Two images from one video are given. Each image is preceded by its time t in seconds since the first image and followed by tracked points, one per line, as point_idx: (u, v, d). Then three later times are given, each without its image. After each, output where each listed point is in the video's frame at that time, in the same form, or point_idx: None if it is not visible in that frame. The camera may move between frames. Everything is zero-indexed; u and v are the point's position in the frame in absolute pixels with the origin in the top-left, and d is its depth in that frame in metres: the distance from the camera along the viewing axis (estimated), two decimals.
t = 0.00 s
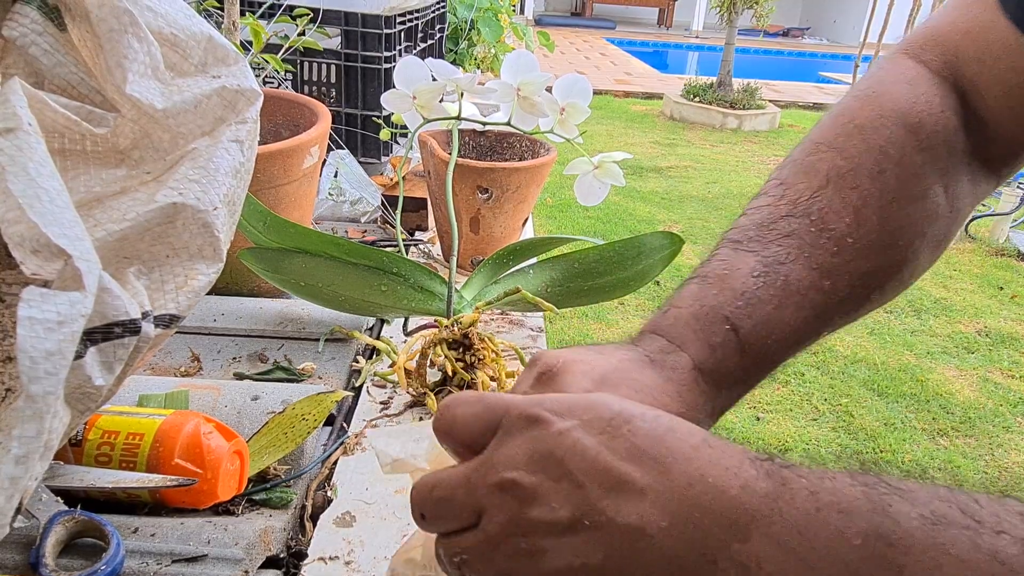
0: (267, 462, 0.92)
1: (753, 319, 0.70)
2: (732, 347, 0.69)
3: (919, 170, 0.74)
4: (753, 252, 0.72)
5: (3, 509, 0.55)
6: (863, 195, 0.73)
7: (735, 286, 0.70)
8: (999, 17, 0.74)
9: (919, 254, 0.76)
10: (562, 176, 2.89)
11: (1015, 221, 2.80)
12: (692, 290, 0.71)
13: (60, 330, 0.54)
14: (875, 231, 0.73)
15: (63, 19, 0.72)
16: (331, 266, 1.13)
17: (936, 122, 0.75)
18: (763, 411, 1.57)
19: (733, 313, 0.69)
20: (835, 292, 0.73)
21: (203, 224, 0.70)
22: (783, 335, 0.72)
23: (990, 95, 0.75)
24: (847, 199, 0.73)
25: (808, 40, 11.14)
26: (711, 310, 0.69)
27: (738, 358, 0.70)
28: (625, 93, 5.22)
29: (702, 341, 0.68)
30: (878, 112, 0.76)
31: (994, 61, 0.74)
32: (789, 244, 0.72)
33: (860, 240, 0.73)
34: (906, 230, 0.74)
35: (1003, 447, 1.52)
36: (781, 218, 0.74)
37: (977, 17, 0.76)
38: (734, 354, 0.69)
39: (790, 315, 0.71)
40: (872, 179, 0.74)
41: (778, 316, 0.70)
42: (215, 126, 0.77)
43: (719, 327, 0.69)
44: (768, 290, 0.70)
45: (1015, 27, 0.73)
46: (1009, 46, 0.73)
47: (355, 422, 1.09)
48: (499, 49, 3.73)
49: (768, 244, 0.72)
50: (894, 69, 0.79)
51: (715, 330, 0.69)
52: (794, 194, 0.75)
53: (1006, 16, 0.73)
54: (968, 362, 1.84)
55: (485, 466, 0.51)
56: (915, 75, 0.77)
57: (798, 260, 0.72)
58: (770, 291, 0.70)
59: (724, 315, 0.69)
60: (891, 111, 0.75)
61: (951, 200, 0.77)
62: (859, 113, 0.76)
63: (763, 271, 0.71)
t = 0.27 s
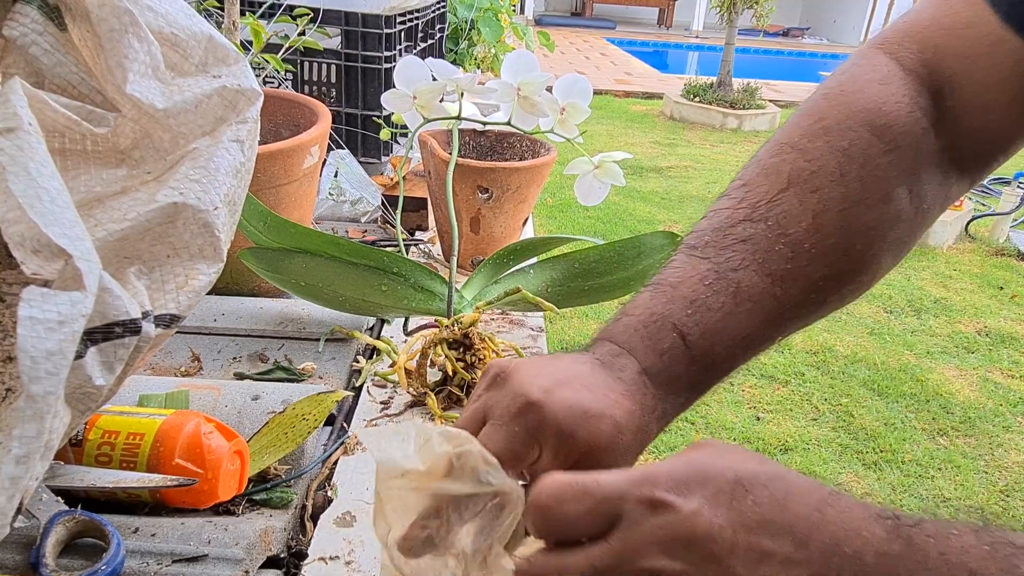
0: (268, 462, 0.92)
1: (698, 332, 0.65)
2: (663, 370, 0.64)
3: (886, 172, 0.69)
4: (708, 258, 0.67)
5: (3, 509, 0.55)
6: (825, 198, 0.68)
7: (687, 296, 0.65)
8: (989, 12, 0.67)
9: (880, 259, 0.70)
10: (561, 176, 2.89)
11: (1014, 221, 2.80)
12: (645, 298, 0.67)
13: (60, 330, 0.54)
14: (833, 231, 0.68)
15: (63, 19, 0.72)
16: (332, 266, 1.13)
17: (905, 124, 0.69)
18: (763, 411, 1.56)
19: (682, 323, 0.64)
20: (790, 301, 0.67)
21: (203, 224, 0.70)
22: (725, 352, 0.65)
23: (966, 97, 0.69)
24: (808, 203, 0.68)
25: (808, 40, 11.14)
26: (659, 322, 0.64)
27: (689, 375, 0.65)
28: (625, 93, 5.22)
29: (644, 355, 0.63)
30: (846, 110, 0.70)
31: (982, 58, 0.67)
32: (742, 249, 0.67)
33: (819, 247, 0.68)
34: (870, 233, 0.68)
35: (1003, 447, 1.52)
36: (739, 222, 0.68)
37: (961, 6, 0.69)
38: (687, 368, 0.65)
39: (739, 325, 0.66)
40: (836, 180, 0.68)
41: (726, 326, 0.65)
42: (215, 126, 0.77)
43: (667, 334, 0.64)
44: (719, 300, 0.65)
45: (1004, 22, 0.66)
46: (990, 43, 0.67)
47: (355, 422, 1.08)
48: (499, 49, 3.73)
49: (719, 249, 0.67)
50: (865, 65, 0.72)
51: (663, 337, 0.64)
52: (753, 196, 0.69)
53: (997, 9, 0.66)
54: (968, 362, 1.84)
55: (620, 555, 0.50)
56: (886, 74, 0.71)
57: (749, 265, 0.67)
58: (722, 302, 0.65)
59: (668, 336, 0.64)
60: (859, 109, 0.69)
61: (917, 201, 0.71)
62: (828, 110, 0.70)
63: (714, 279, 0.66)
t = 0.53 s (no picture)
0: (267, 462, 0.92)
1: (689, 330, 0.62)
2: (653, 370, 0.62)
3: (878, 171, 0.64)
4: (698, 256, 0.65)
5: (3, 510, 0.55)
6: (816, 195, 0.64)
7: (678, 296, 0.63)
8: (976, 12, 0.63)
9: (873, 261, 0.66)
10: (561, 176, 2.89)
11: (1014, 221, 2.80)
12: (634, 297, 0.65)
13: (59, 330, 0.54)
14: (823, 233, 0.64)
15: (62, 19, 0.72)
16: (331, 266, 1.13)
17: (898, 122, 0.65)
18: (763, 411, 1.56)
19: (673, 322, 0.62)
20: (784, 302, 0.64)
21: (203, 224, 0.70)
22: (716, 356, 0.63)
23: (960, 98, 0.64)
24: (801, 201, 0.64)
25: (807, 40, 11.14)
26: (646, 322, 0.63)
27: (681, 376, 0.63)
28: (625, 93, 5.22)
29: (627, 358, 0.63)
30: (835, 109, 0.66)
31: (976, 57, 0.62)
32: (734, 246, 0.64)
33: (816, 246, 0.64)
34: (864, 231, 0.65)
35: (1003, 447, 1.52)
36: (729, 219, 0.65)
37: (948, 9, 0.65)
38: (679, 371, 0.63)
39: (734, 325, 0.63)
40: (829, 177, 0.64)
41: (718, 326, 0.63)
42: (215, 126, 0.77)
43: (658, 336, 0.62)
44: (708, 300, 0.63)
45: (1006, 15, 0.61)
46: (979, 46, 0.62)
47: (355, 422, 1.08)
48: (499, 49, 3.73)
49: (707, 248, 0.65)
50: (853, 65, 0.68)
51: (653, 339, 0.62)
52: (742, 193, 0.66)
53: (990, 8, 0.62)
54: (968, 362, 1.84)
55: None
56: (875, 73, 0.66)
57: (738, 264, 0.64)
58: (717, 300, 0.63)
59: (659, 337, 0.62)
60: (847, 109, 0.65)
61: (909, 203, 0.67)
62: (817, 109, 0.66)
63: (706, 278, 0.63)
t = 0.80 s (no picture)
0: (267, 462, 0.92)
1: (688, 319, 0.62)
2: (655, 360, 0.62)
3: (862, 168, 0.64)
4: (694, 248, 0.65)
5: (4, 510, 0.55)
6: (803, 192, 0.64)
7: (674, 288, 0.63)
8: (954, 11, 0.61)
9: (862, 256, 0.66)
10: (562, 176, 2.89)
11: (1014, 222, 2.81)
12: (632, 291, 0.65)
13: (60, 331, 0.54)
14: (811, 228, 0.64)
15: (63, 19, 0.72)
16: (331, 266, 1.13)
17: (883, 120, 0.64)
18: (763, 411, 1.56)
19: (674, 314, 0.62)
20: (778, 295, 0.64)
21: (203, 225, 0.70)
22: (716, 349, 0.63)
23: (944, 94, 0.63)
24: (791, 194, 0.64)
25: (807, 41, 11.16)
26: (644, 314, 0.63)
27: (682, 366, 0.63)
28: (625, 94, 5.22)
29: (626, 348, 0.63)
30: (820, 108, 0.65)
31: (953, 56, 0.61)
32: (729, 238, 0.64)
33: (808, 242, 0.64)
34: (852, 226, 0.64)
35: (1003, 447, 1.52)
36: (723, 212, 0.65)
37: (923, 11, 0.64)
38: (681, 364, 0.63)
39: (732, 319, 0.63)
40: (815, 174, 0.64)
41: (717, 318, 0.62)
42: (215, 127, 0.77)
43: (659, 327, 0.62)
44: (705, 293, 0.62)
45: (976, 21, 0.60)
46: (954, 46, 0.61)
47: (355, 423, 1.08)
48: (499, 50, 3.73)
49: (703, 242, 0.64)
50: (835, 66, 0.67)
51: (654, 331, 0.62)
52: (734, 187, 0.66)
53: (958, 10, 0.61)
54: (968, 363, 1.84)
55: None
56: (859, 72, 0.66)
57: (733, 257, 0.63)
58: (717, 292, 0.63)
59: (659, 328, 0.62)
60: (833, 106, 0.65)
61: (897, 198, 0.66)
62: (804, 108, 0.66)
63: (703, 270, 0.63)
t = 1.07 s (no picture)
0: (267, 462, 0.92)
1: (718, 337, 0.58)
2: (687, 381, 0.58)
3: (870, 172, 0.62)
4: (715, 258, 0.61)
5: (4, 510, 0.55)
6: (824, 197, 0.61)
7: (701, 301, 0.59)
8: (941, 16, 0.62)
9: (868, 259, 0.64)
10: (561, 176, 2.89)
11: (1014, 221, 2.81)
12: (655, 304, 0.60)
13: (60, 331, 0.54)
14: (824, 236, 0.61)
15: (63, 19, 0.72)
16: (331, 266, 1.13)
17: (888, 123, 0.63)
18: (763, 411, 1.56)
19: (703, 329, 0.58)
20: (800, 304, 0.61)
21: (203, 225, 0.70)
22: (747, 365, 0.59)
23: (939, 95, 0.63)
24: (807, 202, 0.61)
25: (807, 41, 11.16)
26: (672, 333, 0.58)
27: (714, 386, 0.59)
28: (625, 94, 5.22)
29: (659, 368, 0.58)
30: (829, 112, 0.63)
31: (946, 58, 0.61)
32: (747, 246, 0.61)
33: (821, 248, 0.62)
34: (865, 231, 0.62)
35: (1003, 447, 1.52)
36: (740, 221, 0.62)
37: (913, 16, 0.63)
38: (712, 382, 0.58)
39: (759, 330, 0.59)
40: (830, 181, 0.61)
41: (748, 330, 0.59)
42: (215, 127, 0.77)
43: (693, 344, 0.58)
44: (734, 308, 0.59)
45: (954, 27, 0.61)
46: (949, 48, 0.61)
47: (355, 423, 1.08)
48: (499, 50, 3.73)
49: (719, 251, 0.61)
50: (831, 69, 0.65)
51: (689, 348, 0.58)
52: (748, 194, 0.62)
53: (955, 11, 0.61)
54: (968, 363, 1.84)
55: None
56: (860, 76, 0.64)
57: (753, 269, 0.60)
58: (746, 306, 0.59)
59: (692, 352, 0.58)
60: (841, 111, 0.62)
61: (900, 202, 0.65)
62: (811, 111, 0.63)
63: (728, 282, 0.59)
